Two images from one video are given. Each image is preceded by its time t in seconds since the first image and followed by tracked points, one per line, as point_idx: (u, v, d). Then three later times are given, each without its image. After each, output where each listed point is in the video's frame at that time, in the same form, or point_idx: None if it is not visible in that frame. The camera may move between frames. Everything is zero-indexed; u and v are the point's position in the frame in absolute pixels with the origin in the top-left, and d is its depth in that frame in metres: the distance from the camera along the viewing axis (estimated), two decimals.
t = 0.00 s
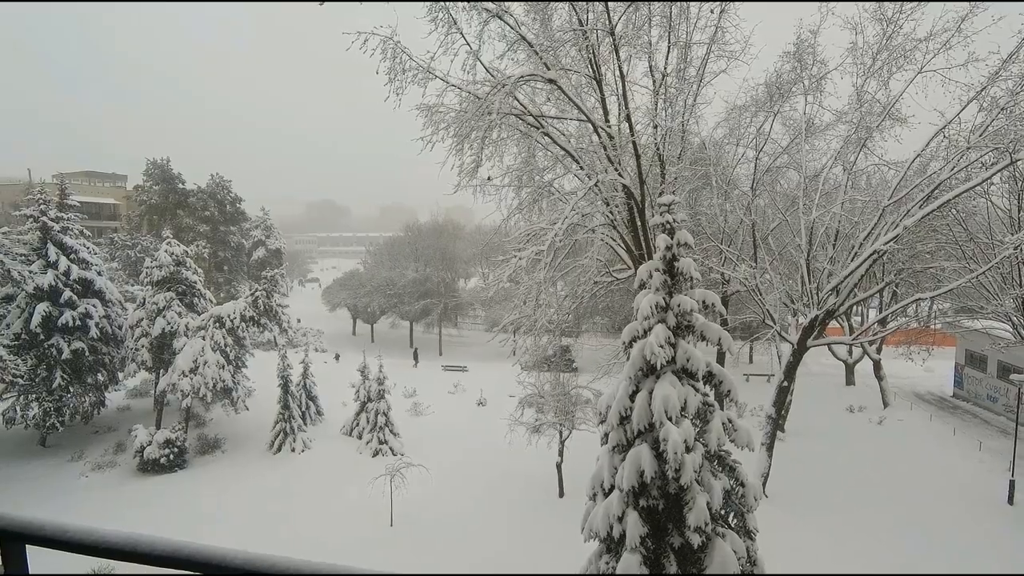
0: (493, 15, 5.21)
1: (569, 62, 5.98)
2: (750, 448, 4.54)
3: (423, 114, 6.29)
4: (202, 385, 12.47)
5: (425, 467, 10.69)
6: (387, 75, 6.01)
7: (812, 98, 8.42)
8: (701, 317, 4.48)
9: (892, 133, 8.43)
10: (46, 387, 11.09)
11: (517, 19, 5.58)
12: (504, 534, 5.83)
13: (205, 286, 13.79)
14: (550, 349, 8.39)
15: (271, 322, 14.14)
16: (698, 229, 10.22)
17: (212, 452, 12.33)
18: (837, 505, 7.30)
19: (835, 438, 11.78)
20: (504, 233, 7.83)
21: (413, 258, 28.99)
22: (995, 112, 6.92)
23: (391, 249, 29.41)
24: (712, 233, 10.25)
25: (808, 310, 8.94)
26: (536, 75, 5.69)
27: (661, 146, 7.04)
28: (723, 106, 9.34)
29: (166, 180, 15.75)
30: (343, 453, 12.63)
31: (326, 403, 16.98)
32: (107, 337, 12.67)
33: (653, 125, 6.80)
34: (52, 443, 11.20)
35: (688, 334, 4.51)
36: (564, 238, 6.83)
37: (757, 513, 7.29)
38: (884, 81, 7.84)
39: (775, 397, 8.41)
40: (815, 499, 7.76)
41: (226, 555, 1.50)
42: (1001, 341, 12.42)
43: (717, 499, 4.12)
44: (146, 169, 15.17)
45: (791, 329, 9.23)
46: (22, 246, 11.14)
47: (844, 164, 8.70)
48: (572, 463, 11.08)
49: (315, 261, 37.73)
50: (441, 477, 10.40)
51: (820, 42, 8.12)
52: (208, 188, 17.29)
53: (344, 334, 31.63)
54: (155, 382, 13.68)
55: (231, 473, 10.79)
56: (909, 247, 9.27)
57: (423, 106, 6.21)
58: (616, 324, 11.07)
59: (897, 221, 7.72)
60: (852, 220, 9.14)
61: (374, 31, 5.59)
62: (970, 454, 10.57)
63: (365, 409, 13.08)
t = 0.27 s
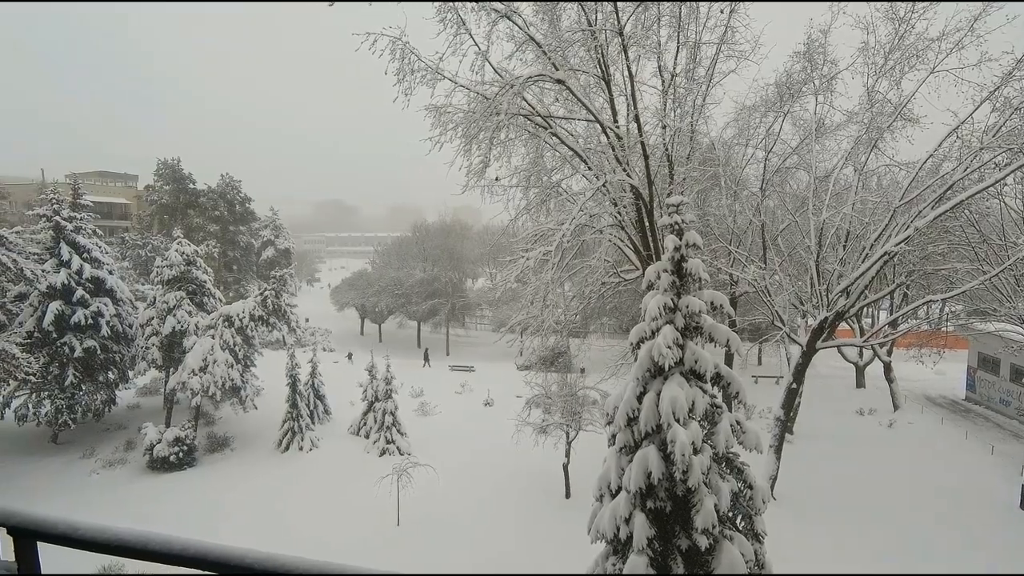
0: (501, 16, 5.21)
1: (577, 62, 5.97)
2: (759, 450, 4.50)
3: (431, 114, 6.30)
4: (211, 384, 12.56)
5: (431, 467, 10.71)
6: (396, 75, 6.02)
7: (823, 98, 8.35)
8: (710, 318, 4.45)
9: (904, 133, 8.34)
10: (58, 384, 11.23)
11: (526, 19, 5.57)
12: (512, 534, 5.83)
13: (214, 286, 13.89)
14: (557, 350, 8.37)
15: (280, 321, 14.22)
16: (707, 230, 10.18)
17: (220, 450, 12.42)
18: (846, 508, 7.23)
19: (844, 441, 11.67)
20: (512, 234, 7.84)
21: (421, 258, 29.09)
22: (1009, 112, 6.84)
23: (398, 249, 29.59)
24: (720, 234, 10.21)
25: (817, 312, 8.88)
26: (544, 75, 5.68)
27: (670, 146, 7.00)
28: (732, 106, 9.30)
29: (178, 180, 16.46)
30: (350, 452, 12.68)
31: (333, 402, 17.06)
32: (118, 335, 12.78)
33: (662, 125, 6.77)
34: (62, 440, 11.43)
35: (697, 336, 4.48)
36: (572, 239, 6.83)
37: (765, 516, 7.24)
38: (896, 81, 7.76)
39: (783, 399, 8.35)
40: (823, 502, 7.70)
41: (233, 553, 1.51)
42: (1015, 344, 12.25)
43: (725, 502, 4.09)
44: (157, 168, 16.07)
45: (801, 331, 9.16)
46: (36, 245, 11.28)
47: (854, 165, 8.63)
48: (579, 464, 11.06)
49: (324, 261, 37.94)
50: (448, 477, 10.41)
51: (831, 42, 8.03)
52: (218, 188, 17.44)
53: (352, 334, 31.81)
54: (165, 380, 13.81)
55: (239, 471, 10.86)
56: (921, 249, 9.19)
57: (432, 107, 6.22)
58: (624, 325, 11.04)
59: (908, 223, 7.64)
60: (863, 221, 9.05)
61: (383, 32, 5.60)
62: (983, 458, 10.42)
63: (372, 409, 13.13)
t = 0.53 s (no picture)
0: (509, 16, 5.21)
1: (585, 63, 5.96)
2: (766, 452, 4.48)
3: (439, 115, 6.31)
4: (220, 383, 12.63)
5: (437, 467, 10.73)
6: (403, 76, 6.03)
7: (832, 98, 8.30)
8: (717, 319, 4.43)
9: (914, 134, 8.28)
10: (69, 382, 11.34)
11: (534, 20, 5.56)
12: (518, 535, 5.83)
13: (223, 285, 13.97)
14: (564, 351, 8.35)
15: (288, 321, 14.29)
16: (715, 231, 10.14)
17: (228, 449, 12.50)
18: (853, 511, 7.19)
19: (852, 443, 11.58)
20: (520, 234, 7.84)
21: (428, 258, 29.15)
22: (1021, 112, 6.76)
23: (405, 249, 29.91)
24: (728, 235, 10.16)
25: (826, 314, 8.83)
26: (552, 76, 5.69)
27: (678, 147, 6.98)
28: (741, 106, 9.26)
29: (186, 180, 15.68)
30: (357, 451, 12.72)
31: (340, 401, 17.13)
32: (127, 334, 12.89)
33: (670, 125, 6.75)
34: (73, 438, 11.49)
35: (704, 337, 4.46)
36: (579, 239, 6.83)
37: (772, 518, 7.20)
38: (907, 81, 7.70)
39: (791, 401, 8.31)
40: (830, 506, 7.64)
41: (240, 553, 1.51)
42: None
43: (732, 504, 4.07)
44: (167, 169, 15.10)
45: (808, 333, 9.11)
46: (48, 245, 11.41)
47: (863, 165, 8.59)
48: (585, 465, 11.04)
49: (331, 261, 38.09)
50: (454, 478, 10.42)
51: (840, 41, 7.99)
52: (227, 188, 17.55)
53: (359, 333, 31.92)
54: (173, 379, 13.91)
55: (246, 470, 10.92)
56: (930, 250, 9.14)
57: (439, 107, 6.22)
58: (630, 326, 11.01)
59: (917, 224, 7.59)
60: (872, 222, 8.98)
61: (391, 33, 5.61)
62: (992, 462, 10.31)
63: (379, 408, 13.17)
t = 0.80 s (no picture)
0: (515, 17, 5.22)
1: (591, 63, 5.95)
2: (773, 454, 4.46)
3: (445, 116, 6.32)
4: (226, 383, 12.66)
5: (442, 467, 10.75)
6: (410, 78, 6.06)
7: (840, 99, 8.27)
8: (724, 321, 4.41)
9: (924, 135, 8.22)
10: (78, 381, 11.46)
11: (539, 21, 5.56)
12: (524, 536, 5.83)
13: (230, 286, 14.05)
14: (570, 353, 8.34)
15: (294, 321, 14.35)
16: (721, 232, 10.11)
17: (235, 448, 12.57)
18: (861, 514, 7.14)
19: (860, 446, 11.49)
20: (526, 235, 7.86)
21: (433, 258, 29.21)
22: None
23: (412, 249, 29.88)
24: (734, 236, 10.13)
25: (833, 315, 8.79)
26: (558, 77, 5.70)
27: (684, 148, 6.96)
28: (748, 107, 9.24)
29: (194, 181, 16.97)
30: (362, 451, 12.76)
31: (346, 401, 17.19)
32: (135, 334, 12.95)
33: (676, 126, 6.74)
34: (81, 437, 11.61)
35: (710, 338, 4.44)
36: (585, 240, 6.83)
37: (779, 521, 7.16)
38: (916, 81, 7.64)
39: (798, 403, 8.26)
40: (837, 510, 7.57)
41: (246, 554, 1.52)
42: None
43: (739, 507, 4.06)
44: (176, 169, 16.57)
45: (817, 335, 9.05)
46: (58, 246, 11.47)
47: (872, 167, 8.54)
48: (591, 466, 11.02)
49: (337, 262, 38.30)
50: (459, 478, 10.43)
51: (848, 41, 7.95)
52: (234, 188, 17.67)
53: (365, 334, 32.04)
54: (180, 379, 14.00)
55: (252, 470, 10.97)
56: (939, 251, 9.09)
57: (445, 108, 6.23)
58: (636, 327, 10.99)
59: (926, 226, 7.53)
60: (880, 223, 8.92)
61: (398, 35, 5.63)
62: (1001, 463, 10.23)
63: (384, 409, 13.20)
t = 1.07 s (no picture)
0: (521, 19, 5.22)
1: (596, 65, 5.94)
2: (778, 457, 4.44)
3: (451, 117, 6.33)
4: (232, 383, 12.69)
5: (447, 468, 10.75)
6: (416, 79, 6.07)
7: (846, 99, 8.24)
8: (730, 322, 4.40)
9: (931, 135, 8.17)
10: (86, 381, 11.57)
11: (545, 22, 5.57)
12: (529, 537, 5.82)
13: (236, 286, 14.12)
14: (575, 354, 8.34)
15: (300, 322, 14.43)
16: (726, 233, 10.06)
17: (240, 448, 12.62)
18: (867, 517, 7.10)
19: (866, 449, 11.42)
20: (531, 236, 7.86)
21: (438, 259, 29.23)
22: None
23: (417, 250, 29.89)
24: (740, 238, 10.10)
25: (839, 317, 8.74)
26: (563, 78, 5.68)
27: (689, 149, 6.94)
28: (754, 108, 9.21)
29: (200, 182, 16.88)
30: (367, 452, 12.78)
31: (351, 402, 17.23)
32: (142, 334, 12.98)
33: (681, 127, 6.72)
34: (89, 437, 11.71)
35: (716, 340, 4.42)
36: (590, 241, 6.83)
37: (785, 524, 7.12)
38: (923, 82, 7.60)
39: (803, 405, 8.22)
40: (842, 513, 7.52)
41: (252, 554, 1.52)
42: None
43: (744, 509, 4.04)
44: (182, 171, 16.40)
45: (822, 337, 9.01)
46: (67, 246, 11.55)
47: (878, 168, 8.50)
48: (595, 468, 11.00)
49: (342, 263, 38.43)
50: (463, 479, 10.43)
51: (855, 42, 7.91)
52: (240, 189, 17.77)
53: (370, 334, 32.12)
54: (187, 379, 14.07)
55: (258, 470, 11.01)
56: (947, 252, 9.05)
57: (451, 109, 6.24)
58: (641, 329, 10.96)
59: (933, 228, 7.48)
60: (887, 225, 8.87)
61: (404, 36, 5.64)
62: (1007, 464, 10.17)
63: (389, 409, 13.23)
